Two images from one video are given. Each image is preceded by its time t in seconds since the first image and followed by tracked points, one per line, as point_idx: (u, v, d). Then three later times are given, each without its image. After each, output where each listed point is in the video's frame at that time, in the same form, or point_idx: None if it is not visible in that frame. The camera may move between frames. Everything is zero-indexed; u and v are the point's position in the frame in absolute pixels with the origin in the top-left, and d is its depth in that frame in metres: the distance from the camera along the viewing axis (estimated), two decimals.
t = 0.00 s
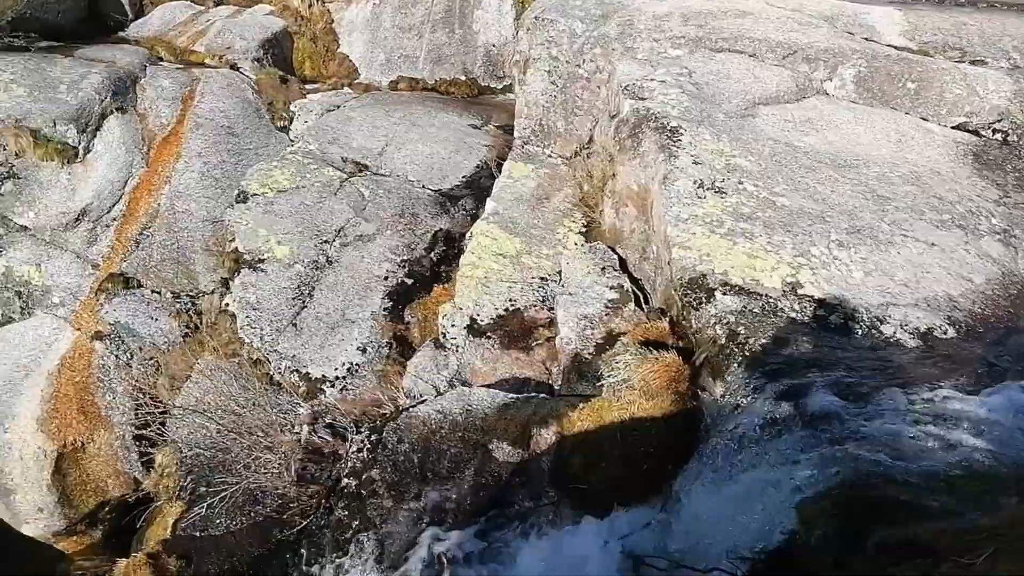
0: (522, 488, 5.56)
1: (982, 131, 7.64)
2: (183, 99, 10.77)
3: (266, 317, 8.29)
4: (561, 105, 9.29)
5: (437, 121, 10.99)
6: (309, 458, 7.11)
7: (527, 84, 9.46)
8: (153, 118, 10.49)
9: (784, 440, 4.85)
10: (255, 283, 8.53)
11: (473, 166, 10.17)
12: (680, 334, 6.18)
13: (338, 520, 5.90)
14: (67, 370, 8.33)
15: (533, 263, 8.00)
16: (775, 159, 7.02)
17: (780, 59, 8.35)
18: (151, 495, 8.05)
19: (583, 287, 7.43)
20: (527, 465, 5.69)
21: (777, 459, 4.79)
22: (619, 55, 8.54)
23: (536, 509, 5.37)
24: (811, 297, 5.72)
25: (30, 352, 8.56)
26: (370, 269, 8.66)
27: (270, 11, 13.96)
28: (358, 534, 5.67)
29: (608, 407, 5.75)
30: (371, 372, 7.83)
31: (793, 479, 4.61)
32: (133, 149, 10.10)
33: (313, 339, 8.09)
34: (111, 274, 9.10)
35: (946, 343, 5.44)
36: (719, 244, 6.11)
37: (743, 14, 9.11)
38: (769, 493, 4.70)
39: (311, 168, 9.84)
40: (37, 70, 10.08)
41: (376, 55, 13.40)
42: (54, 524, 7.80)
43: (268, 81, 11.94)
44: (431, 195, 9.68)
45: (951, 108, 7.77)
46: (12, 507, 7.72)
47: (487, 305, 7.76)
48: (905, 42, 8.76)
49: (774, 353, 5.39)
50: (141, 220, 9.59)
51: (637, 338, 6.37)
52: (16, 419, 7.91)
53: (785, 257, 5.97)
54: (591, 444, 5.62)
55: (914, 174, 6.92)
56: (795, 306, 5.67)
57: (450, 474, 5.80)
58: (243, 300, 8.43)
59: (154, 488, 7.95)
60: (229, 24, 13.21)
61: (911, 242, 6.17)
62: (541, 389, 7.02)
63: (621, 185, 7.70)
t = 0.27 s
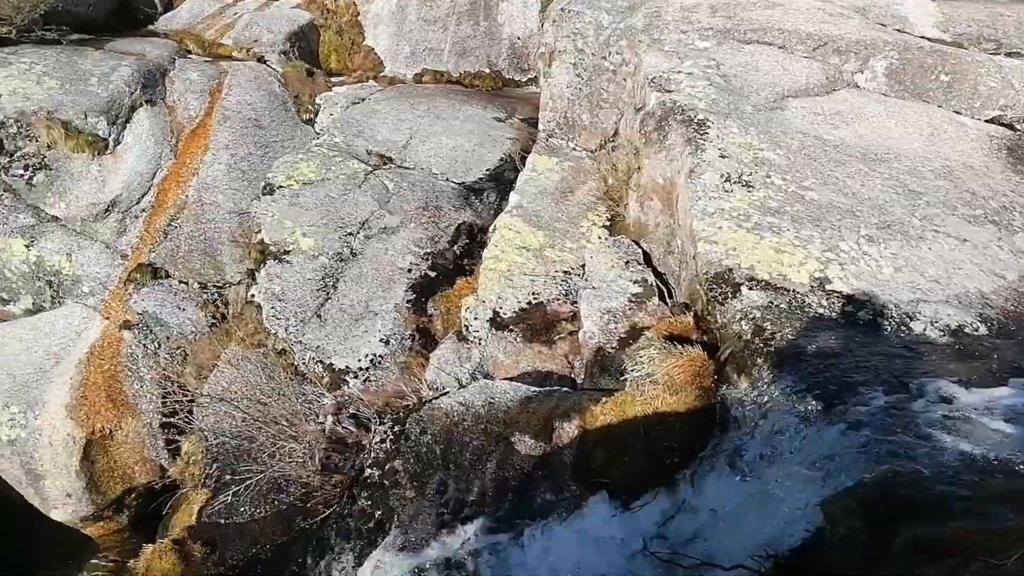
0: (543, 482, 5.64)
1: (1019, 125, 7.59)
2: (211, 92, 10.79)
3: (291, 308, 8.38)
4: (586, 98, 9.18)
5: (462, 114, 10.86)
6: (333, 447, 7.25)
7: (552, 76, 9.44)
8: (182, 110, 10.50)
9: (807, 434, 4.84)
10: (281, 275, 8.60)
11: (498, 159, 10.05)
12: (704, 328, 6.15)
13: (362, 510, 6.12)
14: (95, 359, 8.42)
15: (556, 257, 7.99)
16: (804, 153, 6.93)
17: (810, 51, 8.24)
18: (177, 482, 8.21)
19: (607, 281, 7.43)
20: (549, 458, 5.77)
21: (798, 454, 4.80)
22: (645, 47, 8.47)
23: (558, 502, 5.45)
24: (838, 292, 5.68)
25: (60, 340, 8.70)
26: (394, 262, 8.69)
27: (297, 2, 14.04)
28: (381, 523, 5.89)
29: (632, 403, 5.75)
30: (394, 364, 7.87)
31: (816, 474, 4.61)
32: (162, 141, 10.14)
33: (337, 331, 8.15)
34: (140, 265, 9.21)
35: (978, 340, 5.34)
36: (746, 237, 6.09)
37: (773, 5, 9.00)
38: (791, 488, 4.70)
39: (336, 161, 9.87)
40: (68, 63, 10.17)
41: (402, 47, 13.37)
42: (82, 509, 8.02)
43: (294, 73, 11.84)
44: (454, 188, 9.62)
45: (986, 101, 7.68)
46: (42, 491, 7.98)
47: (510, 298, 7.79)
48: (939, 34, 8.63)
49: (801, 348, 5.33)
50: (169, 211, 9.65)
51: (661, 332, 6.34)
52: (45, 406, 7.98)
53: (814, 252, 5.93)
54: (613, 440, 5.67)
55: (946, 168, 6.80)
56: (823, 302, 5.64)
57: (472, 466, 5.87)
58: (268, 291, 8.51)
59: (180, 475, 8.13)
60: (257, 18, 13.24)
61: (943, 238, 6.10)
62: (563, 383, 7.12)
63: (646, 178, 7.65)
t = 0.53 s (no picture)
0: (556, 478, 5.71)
1: None
2: (230, 86, 10.74)
3: (307, 301, 8.44)
4: (604, 95, 9.09)
5: (478, 108, 10.51)
6: (349, 440, 7.37)
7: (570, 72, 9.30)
8: (201, 103, 10.49)
9: (818, 433, 4.87)
10: (297, 267, 8.68)
11: (514, 155, 9.82)
12: (721, 326, 6.13)
13: (376, 503, 6.09)
14: (113, 349, 8.48)
15: (572, 254, 7.99)
16: (824, 151, 6.88)
17: (831, 48, 8.16)
18: (193, 471, 8.38)
19: (622, 279, 7.42)
20: (562, 455, 5.81)
21: (807, 452, 4.86)
22: (664, 43, 8.41)
23: (569, 497, 5.57)
24: (857, 292, 5.70)
25: (79, 329, 8.76)
26: (409, 256, 8.70)
27: None
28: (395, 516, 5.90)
29: (646, 401, 5.68)
30: (408, 357, 7.99)
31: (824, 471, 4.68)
32: (181, 133, 10.11)
33: (352, 324, 8.24)
34: (158, 256, 9.26)
35: (997, 342, 5.32)
36: (764, 236, 6.09)
37: (794, 1, 8.90)
38: (797, 487, 4.78)
39: (352, 155, 9.77)
40: (90, 54, 10.22)
41: (419, 42, 12.61)
42: (99, 497, 8.11)
43: (312, 66, 11.67)
44: (470, 183, 9.48)
45: (1009, 100, 7.66)
46: (60, 479, 8.11)
47: (525, 293, 7.85)
48: (963, 33, 8.53)
49: (816, 347, 5.33)
50: (187, 203, 9.67)
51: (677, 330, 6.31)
52: (64, 394, 8.09)
53: (833, 252, 5.95)
54: (628, 438, 5.60)
55: (969, 168, 6.76)
56: (841, 302, 5.65)
57: (485, 460, 5.95)
58: (285, 283, 8.59)
59: (196, 465, 8.29)
60: (276, 10, 12.65)
61: (965, 239, 6.10)
62: (577, 379, 7.22)
63: (663, 175, 7.61)
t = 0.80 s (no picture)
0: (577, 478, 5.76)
1: None
2: (258, 82, 10.71)
3: (330, 298, 8.49)
4: (629, 93, 9.07)
5: (502, 108, 10.46)
6: (371, 437, 7.42)
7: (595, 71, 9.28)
8: (229, 100, 10.51)
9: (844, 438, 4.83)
10: (322, 264, 8.71)
11: (538, 154, 9.80)
12: (746, 329, 6.08)
13: (398, 498, 6.37)
14: (140, 343, 8.58)
15: (595, 254, 7.98)
16: (852, 154, 6.80)
17: (861, 49, 8.06)
18: (217, 464, 8.51)
19: (646, 280, 7.38)
20: (585, 456, 5.83)
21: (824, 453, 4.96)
22: (692, 43, 8.36)
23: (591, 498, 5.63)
24: (886, 297, 5.63)
25: (107, 323, 8.89)
26: (432, 255, 8.72)
27: None
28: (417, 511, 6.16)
29: (670, 404, 5.72)
30: (430, 355, 7.98)
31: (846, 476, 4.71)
32: (209, 130, 10.20)
33: (375, 321, 8.24)
34: (185, 251, 9.33)
35: None
36: (792, 238, 6.05)
37: (823, 2, 8.82)
38: (817, 491, 4.83)
39: (377, 153, 9.80)
40: (120, 51, 10.30)
41: (444, 41, 12.57)
42: (124, 487, 8.28)
43: (338, 64, 11.59)
44: (494, 182, 9.48)
45: None
46: (87, 469, 8.30)
47: (547, 293, 7.82)
48: (996, 35, 8.40)
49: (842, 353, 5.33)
50: (214, 198, 9.73)
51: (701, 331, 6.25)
52: (91, 386, 8.22)
53: (861, 255, 5.90)
54: (649, 441, 5.67)
55: (1001, 173, 6.69)
56: (869, 306, 5.60)
57: (508, 458, 6.00)
58: (309, 279, 8.65)
59: (220, 458, 8.43)
60: (303, 9, 12.64)
61: (996, 244, 6.02)
62: (600, 380, 7.19)
63: (688, 176, 7.57)
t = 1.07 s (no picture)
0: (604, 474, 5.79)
1: None
2: (292, 77, 10.78)
3: (360, 291, 8.56)
4: (661, 90, 8.99)
5: (533, 103, 10.37)
6: (400, 429, 7.38)
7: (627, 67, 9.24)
8: (263, 94, 10.59)
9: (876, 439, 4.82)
10: (351, 257, 8.80)
11: (568, 150, 9.74)
12: (778, 329, 6.14)
13: (426, 491, 6.32)
14: (174, 331, 8.72)
15: (625, 251, 7.94)
16: (891, 153, 6.74)
17: (900, 46, 7.92)
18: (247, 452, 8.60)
19: (677, 277, 7.35)
20: (612, 452, 5.86)
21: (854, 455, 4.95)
22: (726, 39, 8.27)
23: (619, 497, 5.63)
24: (923, 298, 5.63)
25: (142, 312, 9.05)
26: (461, 249, 8.74)
27: None
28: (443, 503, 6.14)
29: (698, 402, 5.75)
30: (457, 349, 8.04)
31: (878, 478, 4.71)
32: (243, 123, 10.30)
33: (404, 315, 8.32)
34: (219, 243, 9.45)
35: None
36: (827, 238, 6.07)
37: None
38: (849, 493, 4.82)
39: (408, 147, 9.84)
40: (158, 44, 10.47)
41: (476, 36, 12.42)
42: (157, 473, 8.47)
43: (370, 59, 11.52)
44: (523, 177, 9.46)
45: None
46: (121, 455, 8.49)
47: (576, 289, 7.81)
48: None
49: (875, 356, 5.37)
50: (248, 190, 9.84)
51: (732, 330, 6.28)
52: (127, 373, 8.42)
53: (898, 256, 5.89)
54: (677, 439, 5.70)
55: None
56: (906, 308, 5.61)
57: (535, 454, 6.05)
58: (339, 272, 8.72)
59: (250, 447, 8.53)
60: (336, 4, 12.71)
61: None
62: (628, 378, 7.18)
63: (721, 174, 7.51)
